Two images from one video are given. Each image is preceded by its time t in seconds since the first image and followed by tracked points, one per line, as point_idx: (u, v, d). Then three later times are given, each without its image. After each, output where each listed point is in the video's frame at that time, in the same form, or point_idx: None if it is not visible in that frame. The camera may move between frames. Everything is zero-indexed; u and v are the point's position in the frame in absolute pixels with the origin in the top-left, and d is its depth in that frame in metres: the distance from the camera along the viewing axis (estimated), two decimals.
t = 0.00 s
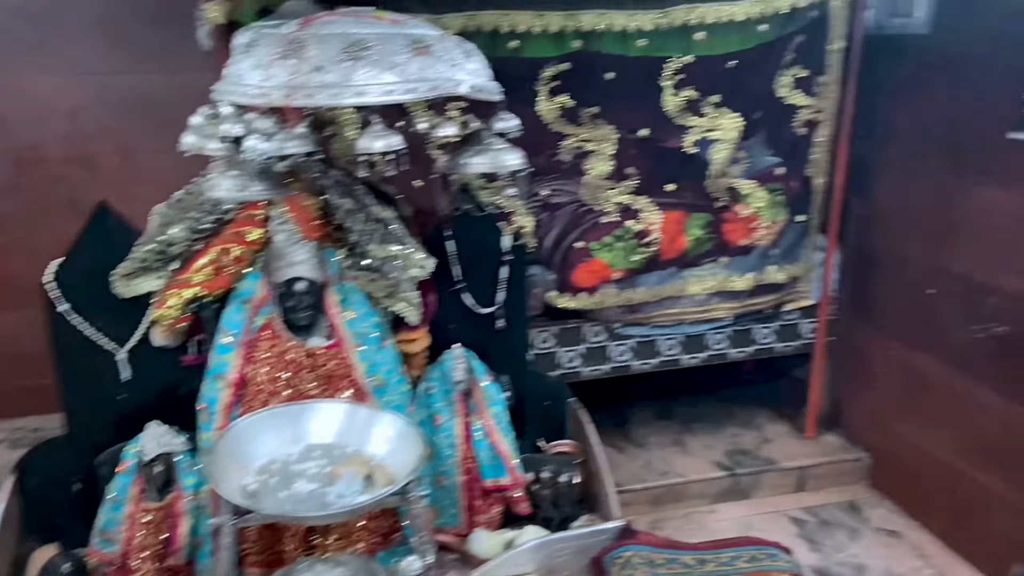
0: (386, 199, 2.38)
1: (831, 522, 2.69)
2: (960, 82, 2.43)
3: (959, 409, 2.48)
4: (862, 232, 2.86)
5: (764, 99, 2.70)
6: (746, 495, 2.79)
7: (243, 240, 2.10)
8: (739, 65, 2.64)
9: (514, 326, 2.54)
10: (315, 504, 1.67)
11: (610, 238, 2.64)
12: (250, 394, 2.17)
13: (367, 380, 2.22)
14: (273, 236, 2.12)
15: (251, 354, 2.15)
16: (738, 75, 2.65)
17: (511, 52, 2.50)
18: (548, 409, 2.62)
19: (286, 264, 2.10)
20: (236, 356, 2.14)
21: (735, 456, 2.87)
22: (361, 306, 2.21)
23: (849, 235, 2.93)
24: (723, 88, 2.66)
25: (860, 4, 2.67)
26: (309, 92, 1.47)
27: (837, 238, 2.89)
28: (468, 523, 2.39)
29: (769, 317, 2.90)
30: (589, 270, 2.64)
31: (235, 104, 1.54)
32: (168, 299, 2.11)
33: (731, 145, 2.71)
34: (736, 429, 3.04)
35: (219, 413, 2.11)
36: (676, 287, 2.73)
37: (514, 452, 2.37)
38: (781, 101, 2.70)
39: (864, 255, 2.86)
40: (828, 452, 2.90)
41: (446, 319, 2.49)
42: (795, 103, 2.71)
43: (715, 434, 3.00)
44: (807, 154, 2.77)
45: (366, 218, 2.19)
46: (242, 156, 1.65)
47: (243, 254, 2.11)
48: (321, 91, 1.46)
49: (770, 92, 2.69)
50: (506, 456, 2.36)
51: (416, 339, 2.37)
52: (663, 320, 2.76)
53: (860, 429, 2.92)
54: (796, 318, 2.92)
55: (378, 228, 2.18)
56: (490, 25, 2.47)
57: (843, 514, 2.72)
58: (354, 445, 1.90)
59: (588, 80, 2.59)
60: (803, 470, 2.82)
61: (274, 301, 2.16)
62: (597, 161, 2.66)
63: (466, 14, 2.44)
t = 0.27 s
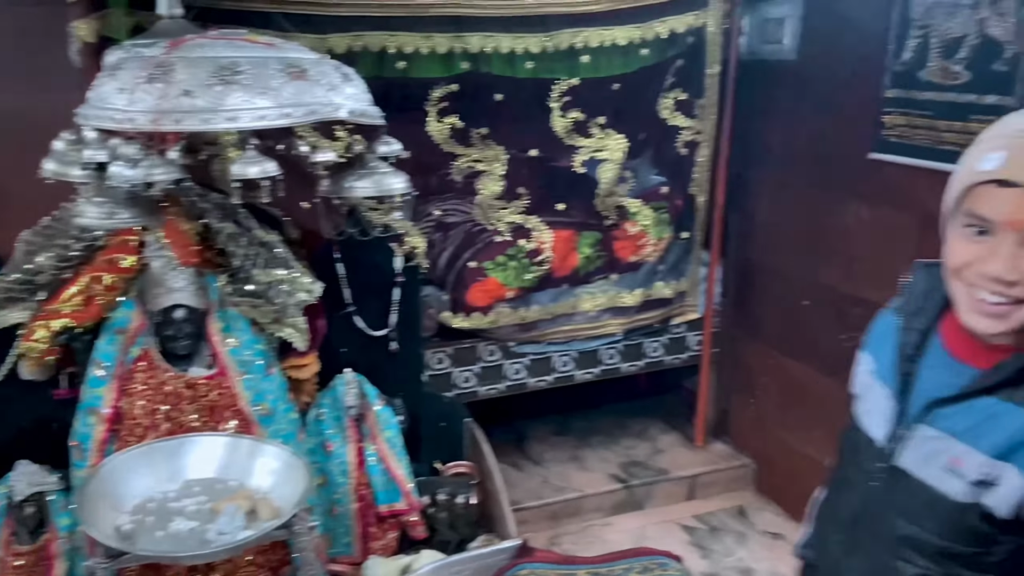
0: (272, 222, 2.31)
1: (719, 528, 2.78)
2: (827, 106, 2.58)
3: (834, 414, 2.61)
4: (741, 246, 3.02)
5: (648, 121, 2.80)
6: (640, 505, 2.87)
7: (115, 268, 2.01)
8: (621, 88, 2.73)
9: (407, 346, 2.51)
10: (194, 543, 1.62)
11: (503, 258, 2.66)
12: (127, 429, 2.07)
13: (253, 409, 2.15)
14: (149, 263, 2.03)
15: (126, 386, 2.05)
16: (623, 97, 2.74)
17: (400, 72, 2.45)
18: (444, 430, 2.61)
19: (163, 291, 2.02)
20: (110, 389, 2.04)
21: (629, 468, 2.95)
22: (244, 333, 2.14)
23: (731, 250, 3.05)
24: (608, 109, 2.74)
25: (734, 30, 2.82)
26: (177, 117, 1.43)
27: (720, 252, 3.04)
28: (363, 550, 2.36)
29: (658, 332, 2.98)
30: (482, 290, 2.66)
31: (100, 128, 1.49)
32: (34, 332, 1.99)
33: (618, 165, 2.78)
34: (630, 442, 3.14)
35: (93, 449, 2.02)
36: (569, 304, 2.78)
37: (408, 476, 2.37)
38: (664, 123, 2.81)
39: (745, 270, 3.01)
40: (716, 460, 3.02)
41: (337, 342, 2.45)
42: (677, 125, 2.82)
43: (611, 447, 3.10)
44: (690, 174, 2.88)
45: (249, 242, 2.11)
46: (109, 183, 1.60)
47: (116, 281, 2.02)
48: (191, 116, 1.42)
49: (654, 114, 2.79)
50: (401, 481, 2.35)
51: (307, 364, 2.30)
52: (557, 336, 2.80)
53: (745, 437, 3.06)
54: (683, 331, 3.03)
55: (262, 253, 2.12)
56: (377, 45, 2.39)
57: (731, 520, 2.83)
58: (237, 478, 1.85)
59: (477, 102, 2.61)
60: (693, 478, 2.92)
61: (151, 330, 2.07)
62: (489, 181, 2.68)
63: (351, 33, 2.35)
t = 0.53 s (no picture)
0: (187, 231, 2.22)
1: (645, 529, 2.82)
2: (741, 114, 2.67)
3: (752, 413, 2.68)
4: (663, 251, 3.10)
5: (569, 129, 2.84)
6: (567, 509, 2.89)
7: (20, 280, 1.92)
8: (542, 95, 2.79)
9: (330, 358, 2.48)
10: (103, 566, 1.54)
11: (427, 265, 2.62)
12: (31, 450, 1.97)
13: (167, 425, 2.07)
14: (55, 275, 1.91)
15: (31, 404, 1.96)
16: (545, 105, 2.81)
17: (318, 78, 2.42)
18: (369, 440, 2.61)
19: (71, 305, 1.91)
20: (14, 408, 1.95)
21: (556, 472, 2.97)
22: (158, 346, 2.07)
23: (652, 255, 3.13)
24: (529, 118, 2.80)
25: (651, 39, 2.90)
26: (77, 125, 1.37)
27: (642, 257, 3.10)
28: (285, 566, 2.31)
29: (584, 336, 3.01)
30: (406, 299, 2.59)
31: None
32: None
33: (541, 173, 2.79)
34: (557, 446, 3.18)
35: None
36: (495, 310, 2.76)
37: (331, 488, 2.34)
38: (586, 130, 2.84)
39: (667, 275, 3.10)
40: (641, 462, 3.07)
41: (257, 353, 2.39)
42: (598, 133, 2.85)
43: (538, 452, 3.13)
44: (612, 181, 2.92)
45: (161, 252, 2.07)
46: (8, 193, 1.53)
47: (18, 296, 1.93)
48: (90, 125, 1.36)
49: (576, 122, 2.84)
50: (324, 493, 2.32)
51: (225, 377, 2.24)
52: (483, 343, 2.80)
53: (669, 438, 3.13)
54: (608, 335, 3.06)
55: (175, 263, 2.08)
56: (294, 51, 2.34)
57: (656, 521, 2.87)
58: (151, 496, 1.76)
59: (399, 110, 2.72)
60: (619, 480, 2.96)
61: (57, 346, 1.98)
62: (411, 189, 2.69)
63: (265, 39, 2.29)
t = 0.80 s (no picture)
0: (134, 235, 2.19)
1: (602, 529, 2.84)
2: (694, 118, 2.71)
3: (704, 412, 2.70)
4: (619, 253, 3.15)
5: (524, 132, 2.86)
6: (525, 510, 2.90)
7: None
8: (496, 98, 2.79)
9: (284, 362, 2.45)
10: None
11: (381, 268, 2.62)
12: None
13: (115, 433, 2.02)
14: None
15: None
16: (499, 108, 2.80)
17: (269, 80, 2.39)
18: (325, 445, 2.61)
19: (13, 311, 1.87)
20: None
21: (513, 474, 2.99)
22: (105, 353, 2.03)
23: (607, 256, 3.17)
24: (484, 120, 2.79)
25: (605, 43, 2.92)
26: (15, 129, 1.33)
27: (597, 258, 3.13)
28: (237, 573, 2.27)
29: (540, 338, 3.02)
30: (361, 302, 2.58)
31: None
32: None
33: (496, 176, 2.82)
34: (515, 448, 3.19)
35: None
36: (451, 313, 2.77)
37: (285, 495, 2.31)
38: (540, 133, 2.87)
39: (623, 277, 3.15)
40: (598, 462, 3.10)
41: (209, 358, 2.35)
42: (554, 135, 2.89)
43: (496, 454, 3.14)
44: (566, 184, 2.95)
45: (108, 257, 2.00)
46: None
47: None
48: (30, 129, 1.33)
49: (531, 125, 2.85)
50: (278, 499, 2.29)
51: (175, 384, 2.21)
52: (440, 346, 2.79)
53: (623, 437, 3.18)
54: (564, 337, 3.07)
55: (122, 268, 2.02)
56: (245, 53, 2.32)
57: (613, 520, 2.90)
58: (98, 506, 1.69)
59: (352, 111, 2.63)
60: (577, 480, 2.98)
61: None
62: (365, 192, 2.68)
63: (216, 41, 2.27)
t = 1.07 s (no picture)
0: (115, 236, 2.18)
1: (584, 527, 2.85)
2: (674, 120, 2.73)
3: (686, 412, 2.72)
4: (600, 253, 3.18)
5: (506, 133, 2.87)
6: (507, 509, 2.91)
7: None
8: (477, 99, 2.78)
9: (265, 363, 2.45)
10: None
11: (363, 269, 2.63)
12: None
13: (94, 434, 2.01)
14: None
15: None
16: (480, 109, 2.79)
17: (250, 81, 2.38)
18: (307, 445, 2.61)
19: None
20: None
21: (495, 474, 3.00)
22: (84, 354, 2.02)
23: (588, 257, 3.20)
24: (465, 121, 2.78)
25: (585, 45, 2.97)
26: None
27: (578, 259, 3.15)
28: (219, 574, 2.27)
29: (522, 338, 3.03)
30: (342, 303, 2.60)
31: None
32: None
33: (477, 176, 2.82)
34: (497, 447, 3.20)
35: None
36: (432, 314, 2.78)
37: (266, 495, 2.30)
38: (521, 133, 2.88)
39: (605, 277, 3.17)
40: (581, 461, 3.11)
41: (190, 360, 2.35)
42: (535, 136, 2.91)
43: (478, 454, 3.15)
44: (547, 184, 2.99)
45: (87, 257, 1.98)
46: None
47: None
48: (7, 131, 1.32)
49: (512, 125, 2.87)
50: (259, 500, 2.28)
51: (155, 385, 2.22)
52: (421, 346, 2.80)
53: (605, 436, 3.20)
54: (547, 337, 3.09)
55: (101, 268, 1.99)
56: (225, 53, 2.32)
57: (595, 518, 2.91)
58: (77, 508, 1.68)
59: (332, 111, 2.59)
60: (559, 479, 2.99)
61: None
62: (345, 193, 2.66)
63: (195, 41, 2.26)
